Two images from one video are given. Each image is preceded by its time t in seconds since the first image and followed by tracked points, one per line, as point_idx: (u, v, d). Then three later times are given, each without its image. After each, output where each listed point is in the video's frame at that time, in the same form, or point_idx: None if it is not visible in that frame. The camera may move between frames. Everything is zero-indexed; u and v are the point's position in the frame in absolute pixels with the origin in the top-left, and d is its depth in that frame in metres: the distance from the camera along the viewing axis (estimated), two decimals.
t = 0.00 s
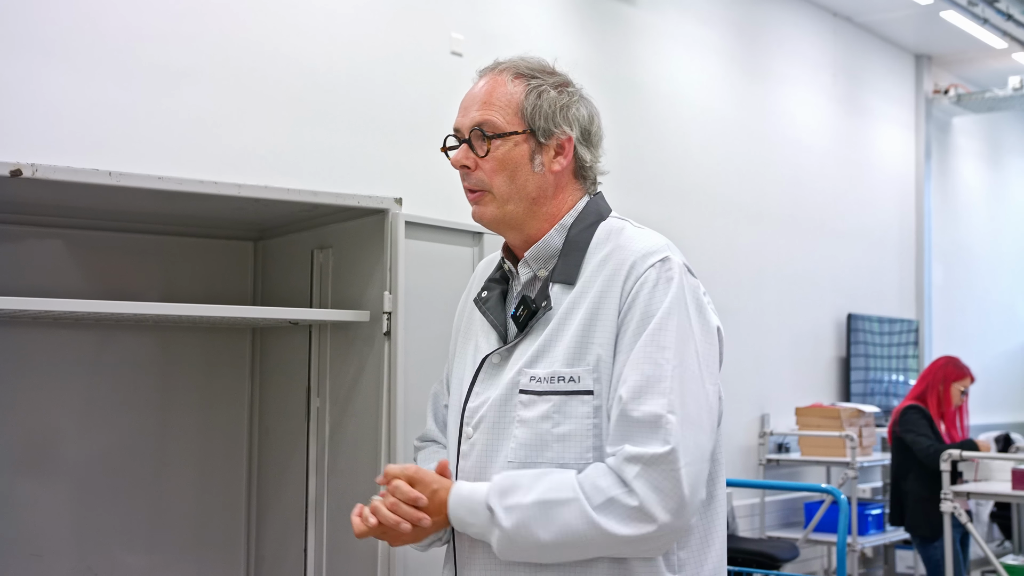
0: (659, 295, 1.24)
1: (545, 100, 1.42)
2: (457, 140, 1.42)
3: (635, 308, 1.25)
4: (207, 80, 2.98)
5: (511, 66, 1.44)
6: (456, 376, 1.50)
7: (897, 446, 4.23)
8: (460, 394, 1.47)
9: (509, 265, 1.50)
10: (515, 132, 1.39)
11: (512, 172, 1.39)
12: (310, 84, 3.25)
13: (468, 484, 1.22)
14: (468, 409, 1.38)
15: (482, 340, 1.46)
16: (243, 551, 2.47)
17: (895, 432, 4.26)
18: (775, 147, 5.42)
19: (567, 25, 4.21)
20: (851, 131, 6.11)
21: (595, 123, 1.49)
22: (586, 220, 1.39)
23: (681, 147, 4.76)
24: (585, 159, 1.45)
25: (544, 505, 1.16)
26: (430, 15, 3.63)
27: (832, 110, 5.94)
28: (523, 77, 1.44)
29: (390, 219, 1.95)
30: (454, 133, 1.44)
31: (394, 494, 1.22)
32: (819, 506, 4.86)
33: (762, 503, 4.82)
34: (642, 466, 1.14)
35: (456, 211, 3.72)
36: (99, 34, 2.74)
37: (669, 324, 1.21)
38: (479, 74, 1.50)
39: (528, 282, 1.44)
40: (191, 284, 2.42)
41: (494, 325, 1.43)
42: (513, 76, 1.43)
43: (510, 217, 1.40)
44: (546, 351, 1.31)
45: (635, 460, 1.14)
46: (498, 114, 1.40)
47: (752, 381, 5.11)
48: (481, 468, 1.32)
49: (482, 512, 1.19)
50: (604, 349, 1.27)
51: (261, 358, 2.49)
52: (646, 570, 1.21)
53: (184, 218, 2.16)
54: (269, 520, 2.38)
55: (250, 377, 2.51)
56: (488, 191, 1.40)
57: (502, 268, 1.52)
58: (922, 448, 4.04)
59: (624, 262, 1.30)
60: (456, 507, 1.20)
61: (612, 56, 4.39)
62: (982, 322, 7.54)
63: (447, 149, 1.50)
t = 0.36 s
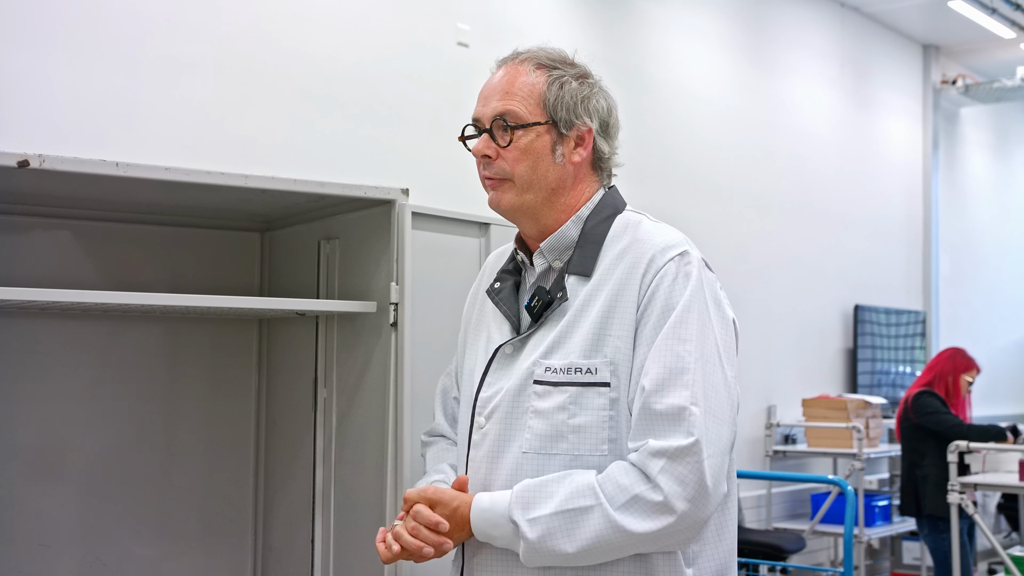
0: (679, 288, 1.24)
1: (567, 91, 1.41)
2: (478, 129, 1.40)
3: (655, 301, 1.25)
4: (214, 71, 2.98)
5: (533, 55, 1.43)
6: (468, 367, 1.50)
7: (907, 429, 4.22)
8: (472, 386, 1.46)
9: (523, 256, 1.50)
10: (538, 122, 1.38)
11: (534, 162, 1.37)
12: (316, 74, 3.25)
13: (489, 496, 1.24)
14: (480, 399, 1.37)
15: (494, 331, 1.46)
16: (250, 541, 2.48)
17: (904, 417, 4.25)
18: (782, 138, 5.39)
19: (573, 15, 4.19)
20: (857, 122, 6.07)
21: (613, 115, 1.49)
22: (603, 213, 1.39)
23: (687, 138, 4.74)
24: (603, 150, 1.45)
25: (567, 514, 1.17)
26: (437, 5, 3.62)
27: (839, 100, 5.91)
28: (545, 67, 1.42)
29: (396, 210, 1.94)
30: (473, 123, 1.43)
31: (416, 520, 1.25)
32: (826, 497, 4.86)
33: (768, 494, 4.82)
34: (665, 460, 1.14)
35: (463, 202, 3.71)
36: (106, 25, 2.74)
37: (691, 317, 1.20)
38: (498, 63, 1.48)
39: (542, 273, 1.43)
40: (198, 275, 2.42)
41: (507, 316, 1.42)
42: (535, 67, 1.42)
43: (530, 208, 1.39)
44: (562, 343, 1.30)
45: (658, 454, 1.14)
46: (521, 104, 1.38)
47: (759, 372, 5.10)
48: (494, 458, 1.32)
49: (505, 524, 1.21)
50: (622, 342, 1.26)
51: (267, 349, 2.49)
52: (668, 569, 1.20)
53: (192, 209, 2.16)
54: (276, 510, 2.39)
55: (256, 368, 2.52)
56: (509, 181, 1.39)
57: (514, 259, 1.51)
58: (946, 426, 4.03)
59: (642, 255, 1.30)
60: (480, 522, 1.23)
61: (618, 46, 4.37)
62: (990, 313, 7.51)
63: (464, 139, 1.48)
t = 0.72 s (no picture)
0: (666, 285, 1.24)
1: (558, 88, 1.40)
2: (470, 130, 1.41)
3: (642, 299, 1.25)
4: (216, 71, 2.98)
5: (523, 55, 1.43)
6: (472, 368, 1.51)
7: (911, 430, 4.21)
8: (475, 385, 1.47)
9: (523, 256, 1.50)
10: (529, 121, 1.38)
11: (527, 161, 1.37)
12: (319, 74, 3.25)
13: (485, 493, 1.25)
14: (480, 401, 1.38)
15: (496, 332, 1.46)
16: (253, 540, 2.48)
17: (908, 418, 4.23)
18: (785, 139, 5.38)
19: (576, 16, 4.18)
20: (860, 122, 6.06)
21: (607, 111, 1.48)
22: (599, 210, 1.39)
23: (690, 138, 4.73)
24: (597, 146, 1.44)
25: (555, 510, 1.17)
26: (439, 5, 3.62)
27: (841, 100, 5.89)
28: (535, 66, 1.42)
29: (400, 210, 1.94)
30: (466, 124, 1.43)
31: (412, 512, 1.27)
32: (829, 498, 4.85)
33: (772, 494, 4.81)
34: (648, 459, 1.13)
35: (466, 202, 3.72)
36: (109, 25, 2.74)
37: (676, 315, 1.20)
38: (490, 64, 1.49)
39: (540, 273, 1.44)
40: (201, 275, 2.42)
41: (507, 317, 1.43)
42: (526, 66, 1.42)
43: (525, 206, 1.39)
44: (555, 343, 1.31)
45: (642, 453, 1.14)
46: (511, 103, 1.38)
47: (762, 373, 5.10)
48: (493, 459, 1.32)
49: (496, 517, 1.22)
50: (612, 341, 1.26)
51: (271, 349, 2.49)
52: (663, 569, 1.19)
53: (194, 209, 2.16)
54: (280, 511, 2.39)
55: (260, 369, 2.52)
56: (503, 179, 1.39)
57: (515, 259, 1.52)
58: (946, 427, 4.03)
59: (631, 254, 1.30)
60: (473, 517, 1.24)
61: (620, 47, 4.37)
62: (993, 313, 7.49)
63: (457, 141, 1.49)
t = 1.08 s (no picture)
0: (671, 290, 1.23)
1: (558, 94, 1.40)
2: (471, 137, 1.41)
3: (648, 304, 1.24)
4: (220, 72, 2.98)
5: (524, 59, 1.43)
6: (475, 369, 1.52)
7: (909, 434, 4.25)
8: (478, 387, 1.48)
9: (525, 259, 1.50)
10: (529, 128, 1.38)
11: (527, 168, 1.38)
12: (322, 75, 3.25)
13: (488, 496, 1.25)
14: (483, 403, 1.38)
15: (499, 335, 1.46)
16: (256, 540, 2.48)
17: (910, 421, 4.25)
18: (788, 140, 5.38)
19: (580, 16, 4.18)
20: (864, 122, 6.06)
21: (609, 114, 1.48)
22: (601, 214, 1.38)
23: (693, 139, 4.73)
24: (599, 151, 1.44)
25: (559, 514, 1.17)
26: (443, 6, 3.62)
27: (845, 100, 5.88)
28: (536, 71, 1.42)
29: (404, 210, 1.94)
30: (467, 129, 1.43)
31: (413, 503, 1.27)
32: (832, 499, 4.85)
33: (775, 495, 4.81)
34: (653, 464, 1.13)
35: (469, 203, 3.72)
36: (113, 26, 2.74)
37: (681, 319, 1.20)
38: (492, 67, 1.49)
39: (543, 276, 1.44)
40: (205, 276, 2.43)
41: (510, 320, 1.43)
42: (526, 72, 1.41)
43: (526, 212, 1.39)
44: (559, 347, 1.30)
45: (647, 457, 1.14)
46: (511, 109, 1.38)
47: (765, 373, 5.09)
48: (496, 462, 1.32)
49: (499, 521, 1.22)
50: (616, 345, 1.26)
51: (275, 351, 2.50)
52: (665, 570, 1.19)
53: (198, 209, 2.16)
54: (283, 511, 2.39)
55: (264, 370, 2.52)
56: (503, 186, 1.39)
57: (517, 262, 1.52)
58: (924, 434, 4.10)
59: (635, 258, 1.29)
60: (476, 519, 1.24)
61: (623, 47, 4.37)
62: (997, 314, 7.48)
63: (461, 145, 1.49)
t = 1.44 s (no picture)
0: (678, 295, 1.23)
1: (568, 98, 1.40)
2: (480, 140, 1.40)
3: (654, 308, 1.24)
4: (225, 73, 2.99)
5: (533, 62, 1.42)
6: (476, 373, 1.51)
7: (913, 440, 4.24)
8: (480, 391, 1.47)
9: (528, 263, 1.51)
10: (538, 132, 1.37)
11: (536, 172, 1.37)
12: (326, 77, 3.25)
13: (491, 502, 1.26)
14: (487, 406, 1.38)
15: (501, 339, 1.46)
16: (262, 541, 2.49)
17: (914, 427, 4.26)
18: (793, 140, 5.37)
19: (584, 17, 4.18)
20: (869, 122, 6.04)
21: (614, 119, 1.48)
22: (605, 218, 1.39)
23: (697, 140, 4.72)
24: (605, 155, 1.44)
25: (564, 519, 1.17)
26: (448, 7, 3.62)
27: (850, 101, 5.87)
28: (545, 74, 1.41)
29: (408, 212, 1.94)
30: (474, 131, 1.42)
31: (419, 516, 1.26)
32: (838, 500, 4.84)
33: (780, 496, 4.80)
34: (660, 469, 1.13)
35: (474, 204, 3.72)
36: (118, 27, 2.75)
37: (688, 324, 1.20)
38: (497, 69, 1.48)
39: (546, 280, 1.45)
40: (210, 276, 2.43)
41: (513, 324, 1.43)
42: (535, 75, 1.41)
43: (533, 216, 1.39)
44: (564, 351, 1.30)
45: (654, 462, 1.14)
46: (521, 113, 1.38)
47: (770, 374, 5.08)
48: (500, 467, 1.32)
49: (504, 526, 1.22)
50: (622, 349, 1.26)
51: (280, 352, 2.50)
52: (670, 572, 1.20)
53: (203, 211, 2.17)
54: (288, 512, 2.40)
55: (269, 371, 2.52)
56: (511, 191, 1.39)
57: (519, 265, 1.52)
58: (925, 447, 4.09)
59: (642, 262, 1.29)
60: (481, 526, 1.25)
61: (627, 48, 4.36)
62: (1003, 315, 7.46)
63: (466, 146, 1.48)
